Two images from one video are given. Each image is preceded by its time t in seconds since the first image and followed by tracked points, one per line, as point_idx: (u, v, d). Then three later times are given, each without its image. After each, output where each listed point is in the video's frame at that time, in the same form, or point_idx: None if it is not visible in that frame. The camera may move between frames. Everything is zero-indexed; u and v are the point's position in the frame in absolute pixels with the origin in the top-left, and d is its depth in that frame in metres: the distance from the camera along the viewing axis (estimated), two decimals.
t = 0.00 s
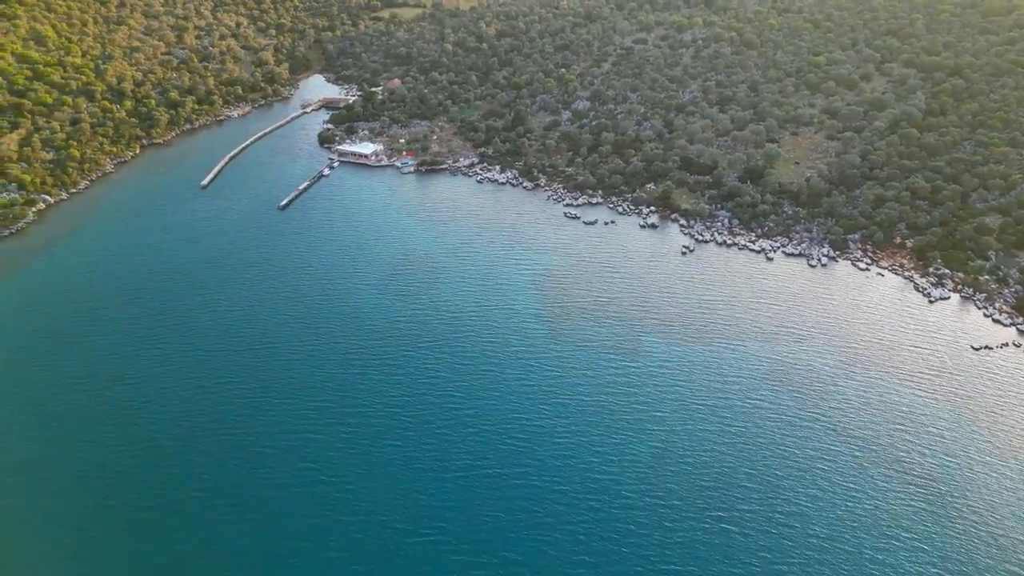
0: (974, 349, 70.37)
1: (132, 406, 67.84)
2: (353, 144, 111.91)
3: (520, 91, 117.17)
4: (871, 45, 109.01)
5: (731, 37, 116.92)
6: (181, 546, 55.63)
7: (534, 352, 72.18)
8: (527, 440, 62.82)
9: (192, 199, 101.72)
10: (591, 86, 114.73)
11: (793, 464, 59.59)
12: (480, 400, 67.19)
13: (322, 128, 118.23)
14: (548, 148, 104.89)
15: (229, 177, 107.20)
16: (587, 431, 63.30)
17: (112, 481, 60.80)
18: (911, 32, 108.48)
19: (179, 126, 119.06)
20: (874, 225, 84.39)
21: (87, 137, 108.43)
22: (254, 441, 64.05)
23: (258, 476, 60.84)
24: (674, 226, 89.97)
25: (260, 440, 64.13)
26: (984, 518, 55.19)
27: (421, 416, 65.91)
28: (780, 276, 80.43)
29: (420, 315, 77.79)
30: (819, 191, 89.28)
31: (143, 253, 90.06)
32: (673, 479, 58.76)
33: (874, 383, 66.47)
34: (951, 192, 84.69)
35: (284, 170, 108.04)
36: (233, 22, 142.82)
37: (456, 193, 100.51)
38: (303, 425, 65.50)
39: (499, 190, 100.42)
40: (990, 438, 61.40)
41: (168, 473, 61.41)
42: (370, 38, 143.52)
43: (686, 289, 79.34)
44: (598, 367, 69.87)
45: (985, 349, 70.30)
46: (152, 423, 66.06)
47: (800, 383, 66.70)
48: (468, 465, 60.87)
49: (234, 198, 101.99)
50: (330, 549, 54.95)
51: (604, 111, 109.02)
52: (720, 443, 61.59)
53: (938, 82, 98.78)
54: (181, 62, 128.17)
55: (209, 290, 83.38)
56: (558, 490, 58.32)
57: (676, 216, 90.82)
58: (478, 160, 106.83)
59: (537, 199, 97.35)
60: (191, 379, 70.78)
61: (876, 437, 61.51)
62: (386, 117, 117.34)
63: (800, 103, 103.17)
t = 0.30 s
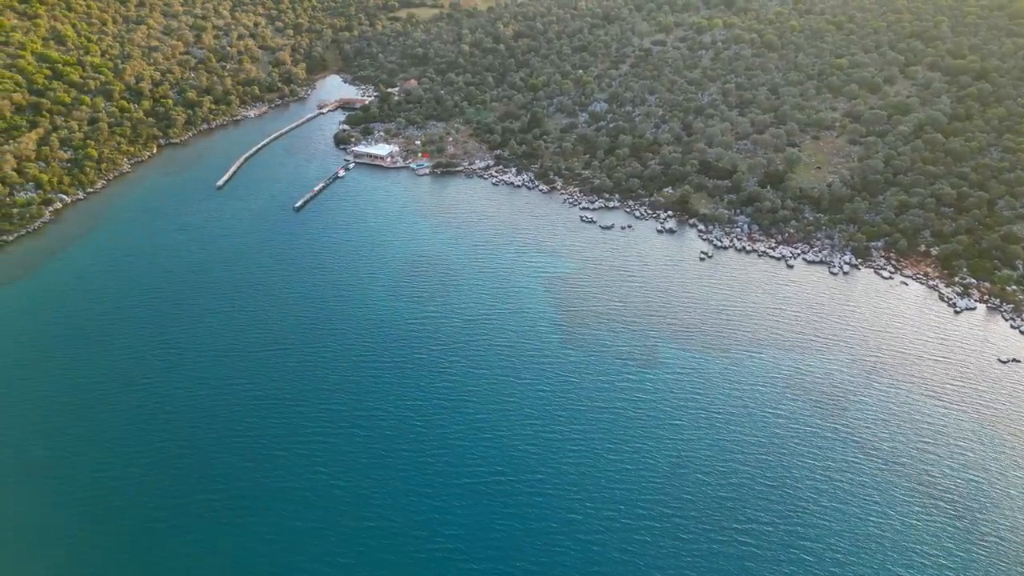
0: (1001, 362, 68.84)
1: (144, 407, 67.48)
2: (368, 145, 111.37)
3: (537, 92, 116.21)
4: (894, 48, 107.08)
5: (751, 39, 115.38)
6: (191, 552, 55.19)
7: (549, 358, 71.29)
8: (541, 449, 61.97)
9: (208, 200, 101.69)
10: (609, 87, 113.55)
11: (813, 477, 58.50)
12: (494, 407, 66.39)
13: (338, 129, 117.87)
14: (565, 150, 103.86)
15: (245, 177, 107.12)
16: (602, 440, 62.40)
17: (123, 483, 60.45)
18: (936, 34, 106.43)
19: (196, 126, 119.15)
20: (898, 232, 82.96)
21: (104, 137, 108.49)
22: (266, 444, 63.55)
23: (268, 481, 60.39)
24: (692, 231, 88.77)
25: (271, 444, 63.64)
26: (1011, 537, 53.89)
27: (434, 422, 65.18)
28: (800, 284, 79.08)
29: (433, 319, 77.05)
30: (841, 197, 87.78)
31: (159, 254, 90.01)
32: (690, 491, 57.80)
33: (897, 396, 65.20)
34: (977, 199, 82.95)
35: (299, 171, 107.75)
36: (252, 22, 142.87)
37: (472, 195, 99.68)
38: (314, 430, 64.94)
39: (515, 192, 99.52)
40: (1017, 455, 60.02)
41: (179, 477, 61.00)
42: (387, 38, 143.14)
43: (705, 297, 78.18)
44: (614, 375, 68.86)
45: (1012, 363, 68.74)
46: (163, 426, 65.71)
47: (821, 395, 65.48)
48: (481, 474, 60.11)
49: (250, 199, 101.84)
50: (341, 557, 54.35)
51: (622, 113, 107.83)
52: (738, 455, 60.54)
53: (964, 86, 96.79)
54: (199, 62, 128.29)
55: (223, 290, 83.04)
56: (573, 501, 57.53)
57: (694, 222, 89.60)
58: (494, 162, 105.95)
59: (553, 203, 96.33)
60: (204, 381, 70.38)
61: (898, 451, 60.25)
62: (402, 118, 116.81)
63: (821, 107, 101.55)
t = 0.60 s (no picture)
0: None
1: (156, 408, 67.15)
2: (383, 147, 110.81)
3: (554, 94, 115.22)
4: (919, 50, 105.06)
5: (772, 41, 113.74)
6: (200, 556, 54.72)
7: (564, 365, 70.33)
8: (555, 458, 61.03)
9: (224, 200, 101.59)
10: (627, 90, 112.34)
11: (834, 493, 57.29)
12: (508, 414, 65.49)
13: (354, 130, 117.44)
14: (582, 154, 102.79)
15: (260, 178, 106.82)
16: (617, 450, 61.41)
17: (133, 485, 60.06)
18: (962, 37, 104.31)
19: (213, 126, 119.16)
20: (922, 240, 81.45)
21: (121, 136, 108.61)
22: (277, 448, 62.98)
23: (278, 486, 59.82)
24: (710, 237, 87.55)
25: (283, 447, 63.05)
26: None
27: (446, 429, 64.41)
28: (821, 292, 77.66)
29: (446, 324, 76.26)
30: (863, 203, 86.27)
31: (174, 254, 89.89)
32: (708, 504, 56.71)
33: (920, 409, 63.84)
34: (1004, 206, 81.13)
35: (315, 172, 107.41)
36: (270, 22, 142.91)
37: (487, 198, 98.84)
38: (325, 434, 64.28)
39: (530, 196, 98.60)
40: None
41: (190, 479, 60.57)
42: (404, 39, 142.69)
43: (723, 304, 76.92)
44: (631, 383, 67.83)
45: None
46: (175, 427, 65.31)
47: (842, 408, 64.24)
48: (494, 483, 59.26)
49: (265, 200, 101.58)
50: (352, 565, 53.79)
51: (640, 116, 106.59)
52: (757, 468, 59.40)
53: (990, 90, 94.77)
54: (217, 62, 128.34)
55: (237, 292, 82.66)
56: (588, 512, 56.64)
57: (712, 227, 88.35)
58: (509, 165, 105.11)
59: (569, 206, 95.28)
60: (216, 382, 69.95)
61: (922, 467, 58.94)
62: (418, 120, 116.23)
63: (843, 110, 99.86)
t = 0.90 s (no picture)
0: None
1: (168, 410, 66.74)
2: (399, 149, 110.25)
3: (571, 96, 114.16)
4: (944, 53, 103.04)
5: (794, 43, 112.07)
6: (209, 561, 54.22)
7: (579, 373, 69.45)
8: (570, 467, 60.20)
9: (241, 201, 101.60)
10: (645, 92, 111.06)
11: (855, 509, 56.35)
12: (522, 422, 64.66)
13: (369, 131, 117.00)
14: (599, 156, 101.63)
15: (277, 179, 106.66)
16: (634, 461, 60.63)
17: (143, 487, 59.65)
18: (988, 40, 102.23)
19: (230, 126, 119.14)
20: (948, 249, 80.14)
21: (139, 136, 108.66)
22: (288, 452, 62.39)
23: (289, 490, 59.21)
24: (729, 243, 86.39)
25: (293, 451, 62.47)
26: None
27: (459, 436, 63.62)
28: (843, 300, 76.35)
29: (460, 329, 75.49)
30: (887, 210, 84.85)
31: (190, 256, 89.95)
32: (726, 519, 55.91)
33: (944, 424, 62.71)
34: None
35: (331, 173, 107.16)
36: (288, 22, 142.81)
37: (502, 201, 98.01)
38: (336, 439, 63.59)
39: (545, 199, 97.65)
40: None
41: (200, 482, 60.07)
42: (421, 40, 142.13)
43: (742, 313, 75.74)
44: (648, 393, 66.95)
45: None
46: (186, 429, 64.84)
47: (864, 421, 63.20)
48: (507, 492, 58.54)
49: (281, 201, 101.42)
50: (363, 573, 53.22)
51: (658, 118, 105.31)
52: (776, 482, 58.51)
53: (1018, 95, 92.75)
54: (234, 62, 128.32)
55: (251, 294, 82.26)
56: (603, 523, 55.91)
57: (731, 233, 87.16)
58: (525, 167, 104.26)
59: (585, 210, 94.23)
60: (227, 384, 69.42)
61: (945, 485, 57.90)
62: (434, 121, 115.59)
63: (866, 114, 98.07)
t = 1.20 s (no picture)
0: None
1: (180, 412, 66.41)
2: (415, 150, 109.63)
3: (588, 98, 113.09)
4: (970, 57, 100.99)
5: (816, 45, 110.23)
6: (219, 566, 53.76)
7: (595, 381, 68.56)
8: (585, 477, 59.28)
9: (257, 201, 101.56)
10: (663, 94, 109.74)
11: (876, 524, 55.21)
12: (535, 429, 63.70)
13: (385, 132, 116.52)
14: (615, 159, 100.45)
15: (293, 179, 106.51)
16: (650, 471, 59.47)
17: (154, 489, 59.33)
18: (1016, 44, 100.10)
19: (247, 126, 119.12)
20: (974, 257, 78.73)
21: (156, 136, 108.81)
22: (299, 456, 61.83)
23: (299, 496, 58.65)
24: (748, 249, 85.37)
25: (304, 455, 61.90)
26: None
27: (471, 443, 62.79)
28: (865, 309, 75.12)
29: (474, 334, 74.72)
30: (911, 217, 83.51)
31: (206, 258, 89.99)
32: (744, 533, 54.81)
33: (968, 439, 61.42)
34: None
35: (347, 174, 106.84)
36: (305, 22, 142.67)
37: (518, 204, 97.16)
38: (347, 444, 62.86)
39: (561, 202, 96.75)
40: None
41: (210, 485, 59.60)
42: (438, 40, 141.52)
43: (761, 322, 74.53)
44: (665, 403, 65.94)
45: None
46: (197, 432, 64.38)
47: (885, 435, 61.98)
48: (521, 500, 57.65)
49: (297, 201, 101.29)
50: None
51: (677, 121, 104.02)
52: (795, 495, 57.38)
53: None
54: (252, 62, 128.30)
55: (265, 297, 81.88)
56: (618, 533, 54.90)
57: (750, 239, 86.16)
58: (541, 170, 103.42)
59: (602, 214, 93.24)
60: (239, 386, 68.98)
61: (968, 501, 56.68)
62: (450, 122, 114.97)
63: (890, 118, 96.23)
